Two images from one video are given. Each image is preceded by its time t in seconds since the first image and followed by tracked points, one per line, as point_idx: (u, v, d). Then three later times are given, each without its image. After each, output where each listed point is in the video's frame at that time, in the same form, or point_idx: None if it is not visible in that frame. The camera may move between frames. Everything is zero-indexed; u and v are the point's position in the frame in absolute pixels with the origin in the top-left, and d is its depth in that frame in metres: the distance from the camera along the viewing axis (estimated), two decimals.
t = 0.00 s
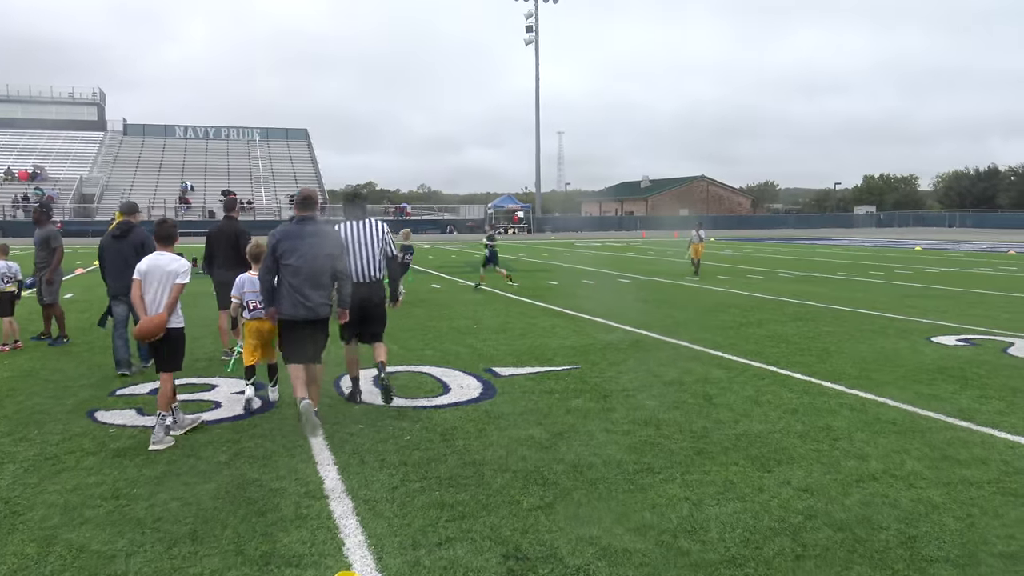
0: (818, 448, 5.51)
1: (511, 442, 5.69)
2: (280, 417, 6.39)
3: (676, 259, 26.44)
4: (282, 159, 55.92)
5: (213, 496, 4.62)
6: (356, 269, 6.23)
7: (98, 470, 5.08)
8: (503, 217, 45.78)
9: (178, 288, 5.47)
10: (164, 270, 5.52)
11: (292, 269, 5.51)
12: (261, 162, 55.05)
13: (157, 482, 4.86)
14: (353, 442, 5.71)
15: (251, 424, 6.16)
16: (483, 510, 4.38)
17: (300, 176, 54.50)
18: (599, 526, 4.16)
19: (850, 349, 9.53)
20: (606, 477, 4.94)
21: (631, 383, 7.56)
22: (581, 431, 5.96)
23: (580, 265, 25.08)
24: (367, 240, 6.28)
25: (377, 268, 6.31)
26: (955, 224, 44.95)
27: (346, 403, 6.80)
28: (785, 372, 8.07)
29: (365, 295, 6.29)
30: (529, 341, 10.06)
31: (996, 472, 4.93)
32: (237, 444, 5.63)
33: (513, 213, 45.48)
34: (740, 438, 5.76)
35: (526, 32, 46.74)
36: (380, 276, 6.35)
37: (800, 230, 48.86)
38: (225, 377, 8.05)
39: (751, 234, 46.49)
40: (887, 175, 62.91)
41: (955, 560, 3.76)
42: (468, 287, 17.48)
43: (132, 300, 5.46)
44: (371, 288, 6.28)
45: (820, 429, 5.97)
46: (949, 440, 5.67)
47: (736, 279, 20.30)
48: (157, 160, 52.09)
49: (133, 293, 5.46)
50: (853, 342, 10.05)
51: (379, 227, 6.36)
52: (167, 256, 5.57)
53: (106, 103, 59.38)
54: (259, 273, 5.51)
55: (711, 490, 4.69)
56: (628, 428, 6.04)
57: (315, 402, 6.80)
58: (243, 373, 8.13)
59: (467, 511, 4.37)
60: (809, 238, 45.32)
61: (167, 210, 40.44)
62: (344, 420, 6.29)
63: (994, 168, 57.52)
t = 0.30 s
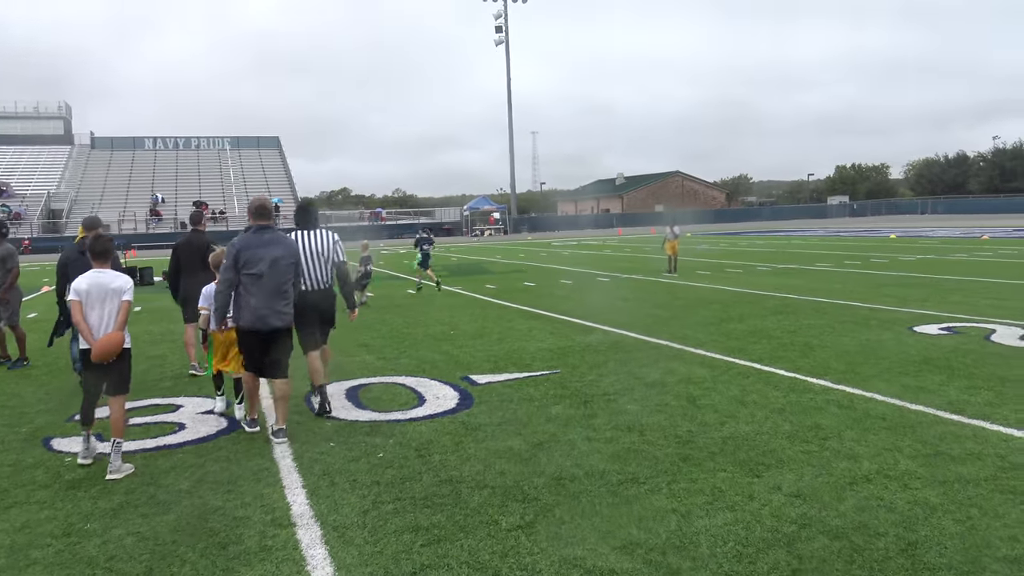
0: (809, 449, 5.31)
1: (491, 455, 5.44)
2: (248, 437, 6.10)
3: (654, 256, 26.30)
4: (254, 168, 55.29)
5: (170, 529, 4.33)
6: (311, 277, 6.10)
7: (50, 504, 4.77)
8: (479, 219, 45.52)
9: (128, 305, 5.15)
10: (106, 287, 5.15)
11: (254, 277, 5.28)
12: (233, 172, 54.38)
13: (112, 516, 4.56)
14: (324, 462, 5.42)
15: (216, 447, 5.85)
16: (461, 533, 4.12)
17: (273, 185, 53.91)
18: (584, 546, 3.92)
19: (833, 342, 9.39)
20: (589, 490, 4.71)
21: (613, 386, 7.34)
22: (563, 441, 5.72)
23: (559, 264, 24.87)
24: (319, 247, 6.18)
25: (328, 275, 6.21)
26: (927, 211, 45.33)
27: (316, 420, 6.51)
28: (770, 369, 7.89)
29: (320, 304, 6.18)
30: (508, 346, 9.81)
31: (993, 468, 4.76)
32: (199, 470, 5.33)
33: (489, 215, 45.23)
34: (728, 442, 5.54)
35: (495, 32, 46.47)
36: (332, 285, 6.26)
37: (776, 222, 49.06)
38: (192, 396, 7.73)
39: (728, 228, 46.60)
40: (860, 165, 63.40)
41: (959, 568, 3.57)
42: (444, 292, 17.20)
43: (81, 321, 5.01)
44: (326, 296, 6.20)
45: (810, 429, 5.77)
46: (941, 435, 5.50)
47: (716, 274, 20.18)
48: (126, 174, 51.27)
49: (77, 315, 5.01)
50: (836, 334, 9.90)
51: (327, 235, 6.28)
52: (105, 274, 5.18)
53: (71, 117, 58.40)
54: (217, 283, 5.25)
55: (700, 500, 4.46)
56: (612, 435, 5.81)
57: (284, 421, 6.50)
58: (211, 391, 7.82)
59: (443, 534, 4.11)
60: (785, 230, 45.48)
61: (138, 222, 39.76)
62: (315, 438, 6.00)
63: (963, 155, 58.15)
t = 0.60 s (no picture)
0: (817, 437, 5.09)
1: (486, 443, 5.23)
2: (238, 423, 5.89)
3: (660, 237, 25.99)
4: (258, 147, 54.86)
5: (149, 521, 4.13)
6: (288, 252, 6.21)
7: (27, 494, 4.57)
8: (485, 199, 45.14)
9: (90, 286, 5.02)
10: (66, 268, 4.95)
11: (238, 257, 5.22)
12: (237, 151, 53.94)
13: (90, 507, 4.35)
14: (314, 449, 5.22)
15: (204, 433, 5.65)
16: (453, 528, 3.91)
17: (277, 164, 53.48)
18: (583, 544, 3.70)
19: (843, 325, 9.14)
20: (588, 482, 4.49)
21: (616, 371, 7.10)
22: (562, 428, 5.50)
23: (563, 244, 24.57)
24: (298, 224, 6.26)
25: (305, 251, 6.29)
26: (937, 191, 44.84)
27: (309, 404, 6.30)
28: (779, 353, 7.65)
29: (298, 279, 6.28)
30: (508, 329, 9.56)
31: (1014, 460, 4.54)
32: (185, 457, 5.13)
33: (495, 195, 44.85)
34: (734, 430, 5.32)
35: (499, 10, 45.74)
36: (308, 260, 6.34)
37: (785, 202, 48.58)
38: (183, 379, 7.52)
39: (735, 208, 46.15)
40: (868, 144, 62.74)
41: (983, 570, 3.34)
42: (446, 273, 16.95)
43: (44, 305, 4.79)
44: (303, 270, 6.30)
45: (819, 417, 5.55)
46: (958, 424, 5.27)
47: (722, 255, 19.87)
48: (129, 153, 50.87)
49: (40, 298, 4.79)
50: (845, 317, 9.64)
51: (305, 209, 6.38)
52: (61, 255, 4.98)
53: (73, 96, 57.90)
54: (201, 269, 5.12)
55: (705, 494, 4.24)
56: (613, 422, 5.59)
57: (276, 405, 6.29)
58: (203, 373, 7.61)
59: (433, 529, 3.90)
60: (793, 210, 45.09)
61: (141, 203, 39.49)
62: (306, 423, 5.80)
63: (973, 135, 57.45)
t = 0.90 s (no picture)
0: (849, 461, 4.79)
1: (499, 460, 4.99)
2: (244, 433, 5.71)
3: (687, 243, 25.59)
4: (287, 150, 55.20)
5: (139, 538, 3.95)
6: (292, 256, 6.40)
7: (20, 503, 4.43)
8: (511, 204, 44.99)
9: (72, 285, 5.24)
10: (50, 268, 5.12)
11: (236, 255, 5.50)
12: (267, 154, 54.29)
13: (82, 519, 4.20)
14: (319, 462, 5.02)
15: (208, 443, 5.48)
16: (456, 554, 3.69)
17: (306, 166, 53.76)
18: None
19: (876, 336, 8.77)
20: (602, 505, 4.24)
21: (637, 384, 6.81)
22: (578, 445, 5.25)
23: (588, 249, 24.24)
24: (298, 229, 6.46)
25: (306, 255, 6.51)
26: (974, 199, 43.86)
27: (318, 414, 6.10)
28: (809, 367, 7.31)
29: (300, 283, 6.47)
30: (528, 337, 9.30)
31: None
32: (184, 469, 4.95)
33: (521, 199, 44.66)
34: (761, 451, 5.02)
35: (529, 13, 45.54)
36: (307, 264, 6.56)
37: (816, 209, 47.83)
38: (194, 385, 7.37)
39: (765, 215, 45.54)
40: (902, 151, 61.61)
41: None
42: (468, 278, 16.76)
43: (29, 305, 4.95)
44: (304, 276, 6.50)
45: (851, 438, 5.23)
46: (1000, 448, 4.94)
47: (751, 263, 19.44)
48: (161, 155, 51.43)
49: (26, 298, 4.95)
50: (879, 329, 9.27)
51: (300, 216, 6.58)
52: (41, 256, 5.11)
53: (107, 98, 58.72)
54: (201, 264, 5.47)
55: (726, 521, 3.97)
56: (633, 439, 5.32)
57: (284, 415, 6.10)
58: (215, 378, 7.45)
59: (436, 555, 3.68)
60: (825, 217, 44.36)
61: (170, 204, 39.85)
62: (314, 435, 5.60)
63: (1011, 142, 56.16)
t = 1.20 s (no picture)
0: (859, 510, 4.69)
1: (502, 486, 4.93)
2: (246, 433, 5.64)
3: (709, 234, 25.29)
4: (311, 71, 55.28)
5: (139, 568, 3.94)
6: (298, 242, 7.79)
7: (30, 521, 4.43)
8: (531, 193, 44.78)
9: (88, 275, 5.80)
10: (61, 259, 5.71)
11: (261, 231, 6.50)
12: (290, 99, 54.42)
13: (90, 545, 4.19)
14: (318, 484, 4.97)
15: (209, 447, 5.40)
16: None
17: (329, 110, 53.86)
18: None
19: (901, 329, 8.56)
20: (612, 550, 4.16)
21: (648, 386, 6.66)
22: (586, 471, 5.14)
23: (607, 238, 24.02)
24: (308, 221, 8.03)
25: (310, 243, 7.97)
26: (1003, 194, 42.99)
27: (321, 413, 6.02)
28: (825, 365, 7.14)
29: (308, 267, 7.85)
30: (538, 326, 9.18)
31: None
32: (185, 486, 4.92)
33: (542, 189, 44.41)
34: (768, 492, 4.92)
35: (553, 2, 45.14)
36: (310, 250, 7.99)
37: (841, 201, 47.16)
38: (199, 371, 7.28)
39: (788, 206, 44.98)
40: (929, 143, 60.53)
41: None
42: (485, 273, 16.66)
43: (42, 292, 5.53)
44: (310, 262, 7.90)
45: (864, 477, 5.12)
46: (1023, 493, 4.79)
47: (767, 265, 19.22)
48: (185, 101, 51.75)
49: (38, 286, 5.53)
50: (896, 322, 9.07)
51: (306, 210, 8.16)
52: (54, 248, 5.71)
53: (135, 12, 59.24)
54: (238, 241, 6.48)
55: None
56: (642, 467, 5.20)
57: (286, 413, 6.00)
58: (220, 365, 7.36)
59: None
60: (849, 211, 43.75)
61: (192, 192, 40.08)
62: (315, 439, 5.54)
63: None
